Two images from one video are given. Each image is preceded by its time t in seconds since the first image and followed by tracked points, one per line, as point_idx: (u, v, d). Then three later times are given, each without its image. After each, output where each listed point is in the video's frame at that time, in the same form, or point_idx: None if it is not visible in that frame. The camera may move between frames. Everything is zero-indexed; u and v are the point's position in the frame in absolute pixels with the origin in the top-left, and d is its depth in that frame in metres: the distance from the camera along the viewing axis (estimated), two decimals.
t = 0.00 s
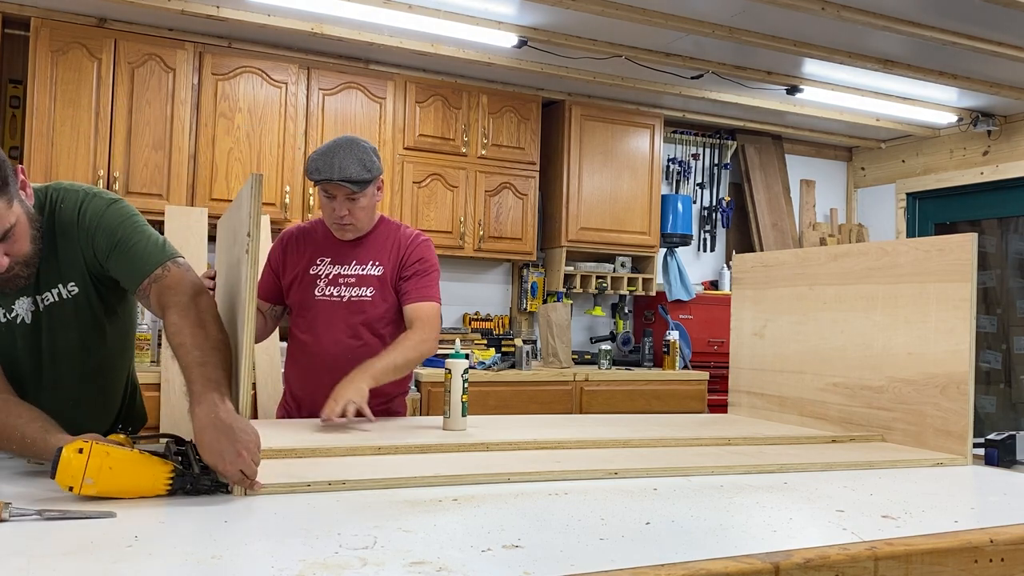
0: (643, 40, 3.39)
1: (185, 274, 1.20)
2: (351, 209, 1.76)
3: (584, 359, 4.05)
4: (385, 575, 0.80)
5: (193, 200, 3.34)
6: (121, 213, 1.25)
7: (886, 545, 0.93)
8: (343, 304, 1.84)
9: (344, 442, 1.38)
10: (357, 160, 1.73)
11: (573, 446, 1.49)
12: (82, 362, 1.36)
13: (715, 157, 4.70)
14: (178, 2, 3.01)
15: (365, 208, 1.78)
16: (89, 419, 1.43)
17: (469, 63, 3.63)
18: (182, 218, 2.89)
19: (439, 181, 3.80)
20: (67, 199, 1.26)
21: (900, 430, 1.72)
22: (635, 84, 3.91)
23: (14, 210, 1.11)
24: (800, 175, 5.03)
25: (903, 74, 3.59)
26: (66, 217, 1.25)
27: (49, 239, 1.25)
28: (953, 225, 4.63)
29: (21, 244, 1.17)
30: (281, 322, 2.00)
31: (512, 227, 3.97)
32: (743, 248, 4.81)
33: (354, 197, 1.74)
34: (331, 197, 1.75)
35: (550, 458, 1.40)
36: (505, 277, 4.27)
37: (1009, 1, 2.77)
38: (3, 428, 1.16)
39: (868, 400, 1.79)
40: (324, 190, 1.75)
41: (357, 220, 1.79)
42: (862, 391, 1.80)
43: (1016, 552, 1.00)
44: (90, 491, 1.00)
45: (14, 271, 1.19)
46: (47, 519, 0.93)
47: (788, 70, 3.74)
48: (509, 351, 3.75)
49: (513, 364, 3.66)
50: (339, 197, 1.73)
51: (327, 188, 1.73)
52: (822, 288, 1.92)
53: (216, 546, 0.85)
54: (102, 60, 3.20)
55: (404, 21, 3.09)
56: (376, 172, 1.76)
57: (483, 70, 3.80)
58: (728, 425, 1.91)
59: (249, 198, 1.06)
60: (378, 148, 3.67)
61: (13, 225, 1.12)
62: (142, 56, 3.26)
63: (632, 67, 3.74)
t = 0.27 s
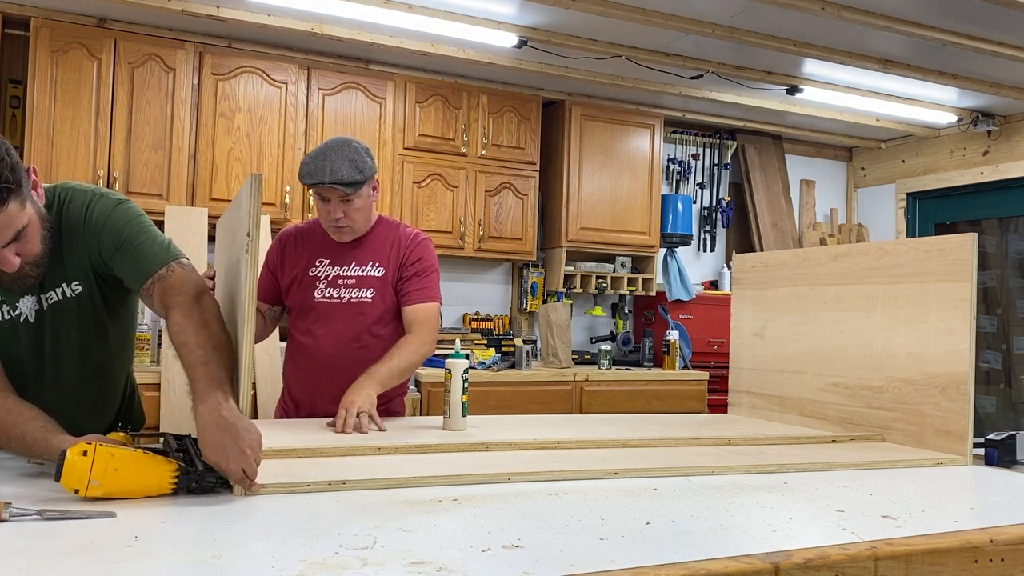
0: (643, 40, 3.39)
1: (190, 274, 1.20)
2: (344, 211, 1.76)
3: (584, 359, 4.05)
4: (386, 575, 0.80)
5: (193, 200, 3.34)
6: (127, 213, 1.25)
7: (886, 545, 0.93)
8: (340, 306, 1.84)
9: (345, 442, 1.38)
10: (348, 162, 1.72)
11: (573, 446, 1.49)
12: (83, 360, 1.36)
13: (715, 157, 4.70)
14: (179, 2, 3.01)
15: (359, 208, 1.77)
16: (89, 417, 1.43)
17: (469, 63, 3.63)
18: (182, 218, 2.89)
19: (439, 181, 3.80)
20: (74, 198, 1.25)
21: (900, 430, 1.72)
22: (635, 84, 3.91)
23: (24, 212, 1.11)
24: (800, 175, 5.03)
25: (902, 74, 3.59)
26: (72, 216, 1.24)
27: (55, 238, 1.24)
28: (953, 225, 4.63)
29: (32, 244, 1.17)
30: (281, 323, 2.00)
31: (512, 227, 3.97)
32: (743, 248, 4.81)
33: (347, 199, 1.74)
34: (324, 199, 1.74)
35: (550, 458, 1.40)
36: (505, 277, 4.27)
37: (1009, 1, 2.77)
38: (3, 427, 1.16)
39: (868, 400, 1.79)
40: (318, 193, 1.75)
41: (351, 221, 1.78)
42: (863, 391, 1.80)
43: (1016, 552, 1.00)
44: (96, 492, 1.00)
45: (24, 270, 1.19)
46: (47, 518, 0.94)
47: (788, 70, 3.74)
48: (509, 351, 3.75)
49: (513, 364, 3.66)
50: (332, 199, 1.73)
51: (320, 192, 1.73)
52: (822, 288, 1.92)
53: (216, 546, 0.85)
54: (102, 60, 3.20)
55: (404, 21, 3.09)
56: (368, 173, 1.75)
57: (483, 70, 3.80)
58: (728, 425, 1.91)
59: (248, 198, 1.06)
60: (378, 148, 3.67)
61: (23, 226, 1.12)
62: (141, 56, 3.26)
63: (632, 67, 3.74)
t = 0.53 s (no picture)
0: (643, 40, 3.38)
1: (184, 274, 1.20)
2: (341, 210, 1.76)
3: (584, 359, 4.05)
4: (385, 575, 0.80)
5: (193, 200, 3.34)
6: (124, 213, 1.25)
7: (886, 545, 0.93)
8: (340, 306, 1.84)
9: (345, 442, 1.38)
10: (343, 160, 1.72)
11: (573, 446, 1.49)
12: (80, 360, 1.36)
13: (715, 157, 4.70)
14: (179, 2, 3.01)
15: (356, 206, 1.77)
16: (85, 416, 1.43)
17: (468, 63, 3.63)
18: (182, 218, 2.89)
19: (439, 181, 3.80)
20: (71, 198, 1.25)
21: (900, 430, 1.72)
22: (635, 84, 3.91)
23: (25, 215, 1.11)
24: (800, 175, 5.03)
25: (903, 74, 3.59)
26: (69, 216, 1.24)
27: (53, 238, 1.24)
28: (953, 225, 4.63)
29: (33, 246, 1.17)
30: (281, 323, 2.00)
31: (512, 227, 3.97)
32: (743, 248, 4.81)
33: (344, 198, 1.74)
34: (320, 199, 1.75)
35: (550, 458, 1.40)
36: (505, 277, 4.27)
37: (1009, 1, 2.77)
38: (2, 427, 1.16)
39: (868, 400, 1.79)
40: (314, 192, 1.75)
41: (349, 219, 1.78)
42: (862, 391, 1.80)
43: (1016, 552, 1.00)
44: (96, 492, 1.00)
45: (24, 272, 1.20)
46: (47, 519, 0.94)
47: (788, 70, 3.74)
48: (509, 351, 3.75)
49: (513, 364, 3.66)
50: (328, 198, 1.74)
51: (316, 191, 1.73)
52: (822, 288, 1.92)
53: (215, 546, 0.85)
54: (102, 60, 3.20)
55: (404, 21, 3.09)
56: (364, 171, 1.75)
57: (483, 70, 3.80)
58: (728, 425, 1.91)
59: (246, 199, 1.06)
60: (378, 148, 3.67)
61: (24, 229, 1.12)
62: (141, 56, 3.26)
63: (632, 67, 3.74)
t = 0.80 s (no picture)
0: (643, 40, 3.39)
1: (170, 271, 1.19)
2: (340, 211, 1.76)
3: (584, 359, 4.05)
4: (386, 575, 0.80)
5: (193, 200, 3.34)
6: (107, 209, 1.25)
7: (886, 545, 0.93)
8: (340, 306, 1.84)
9: (344, 443, 1.38)
10: (343, 161, 1.71)
11: (573, 446, 1.49)
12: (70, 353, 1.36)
13: (715, 157, 4.70)
14: (179, 2, 3.01)
15: (355, 205, 1.77)
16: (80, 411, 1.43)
17: (468, 63, 3.63)
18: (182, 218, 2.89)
19: (439, 181, 3.80)
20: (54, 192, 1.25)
21: (900, 430, 1.72)
22: (635, 84, 3.91)
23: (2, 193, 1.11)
24: (800, 175, 5.03)
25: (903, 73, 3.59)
26: (53, 211, 1.25)
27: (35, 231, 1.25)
28: (953, 225, 4.63)
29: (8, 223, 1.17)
30: (281, 322, 2.01)
31: (512, 228, 3.97)
32: (743, 248, 4.81)
33: (343, 198, 1.74)
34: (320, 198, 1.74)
35: (551, 457, 1.40)
36: (505, 277, 4.27)
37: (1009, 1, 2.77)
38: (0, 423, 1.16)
39: (868, 400, 1.79)
40: (314, 191, 1.75)
41: (348, 219, 1.79)
42: (863, 391, 1.80)
43: (1016, 552, 1.00)
44: (92, 488, 1.01)
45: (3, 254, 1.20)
46: (47, 518, 0.94)
47: (788, 70, 3.74)
48: (509, 351, 3.75)
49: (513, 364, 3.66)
50: (328, 199, 1.73)
51: (316, 191, 1.73)
52: (822, 288, 1.92)
53: (219, 545, 0.85)
54: (102, 60, 3.20)
55: (404, 21, 3.09)
56: (364, 171, 1.74)
57: (483, 70, 3.80)
58: (728, 425, 1.91)
59: (246, 199, 1.06)
60: (378, 148, 3.67)
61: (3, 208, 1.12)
62: (141, 56, 3.26)
63: (632, 67, 3.74)
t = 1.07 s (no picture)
0: (643, 40, 3.39)
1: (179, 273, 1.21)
2: (340, 211, 1.76)
3: (583, 359, 4.05)
4: (386, 575, 0.80)
5: (193, 200, 3.34)
6: (128, 210, 1.27)
7: (886, 545, 0.93)
8: (340, 306, 1.84)
9: (344, 443, 1.38)
10: (342, 161, 1.72)
11: (574, 446, 1.49)
12: (76, 347, 1.37)
13: (715, 157, 4.70)
14: (178, 2, 3.01)
15: (355, 205, 1.77)
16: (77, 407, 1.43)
17: (468, 63, 3.63)
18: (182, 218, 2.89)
19: (439, 181, 3.80)
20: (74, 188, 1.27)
21: (900, 430, 1.72)
22: (635, 84, 3.91)
23: (26, 187, 1.11)
24: (800, 175, 5.03)
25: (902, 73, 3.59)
26: (76, 206, 1.26)
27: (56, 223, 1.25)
28: (954, 225, 4.63)
29: (31, 220, 1.17)
30: (281, 322, 2.00)
31: (512, 228, 3.97)
32: (743, 248, 4.81)
33: (343, 198, 1.74)
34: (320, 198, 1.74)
35: (551, 457, 1.40)
36: (505, 277, 4.27)
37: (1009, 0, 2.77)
38: (9, 413, 1.22)
39: (868, 400, 1.79)
40: (314, 192, 1.75)
41: (348, 219, 1.79)
42: (863, 391, 1.80)
43: (1016, 552, 1.00)
44: (98, 477, 1.08)
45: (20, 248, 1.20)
46: (47, 519, 0.93)
47: (788, 70, 3.74)
48: (509, 351, 3.75)
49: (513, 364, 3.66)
50: (328, 199, 1.73)
51: (316, 192, 1.73)
52: (822, 288, 1.92)
53: (219, 545, 0.85)
54: (102, 60, 3.20)
55: (404, 21, 3.09)
56: (363, 171, 1.75)
57: (483, 70, 3.80)
58: (728, 425, 1.91)
59: (246, 199, 1.06)
60: (378, 148, 3.67)
61: (26, 202, 1.12)
62: (141, 56, 3.26)
63: (632, 67, 3.74)
